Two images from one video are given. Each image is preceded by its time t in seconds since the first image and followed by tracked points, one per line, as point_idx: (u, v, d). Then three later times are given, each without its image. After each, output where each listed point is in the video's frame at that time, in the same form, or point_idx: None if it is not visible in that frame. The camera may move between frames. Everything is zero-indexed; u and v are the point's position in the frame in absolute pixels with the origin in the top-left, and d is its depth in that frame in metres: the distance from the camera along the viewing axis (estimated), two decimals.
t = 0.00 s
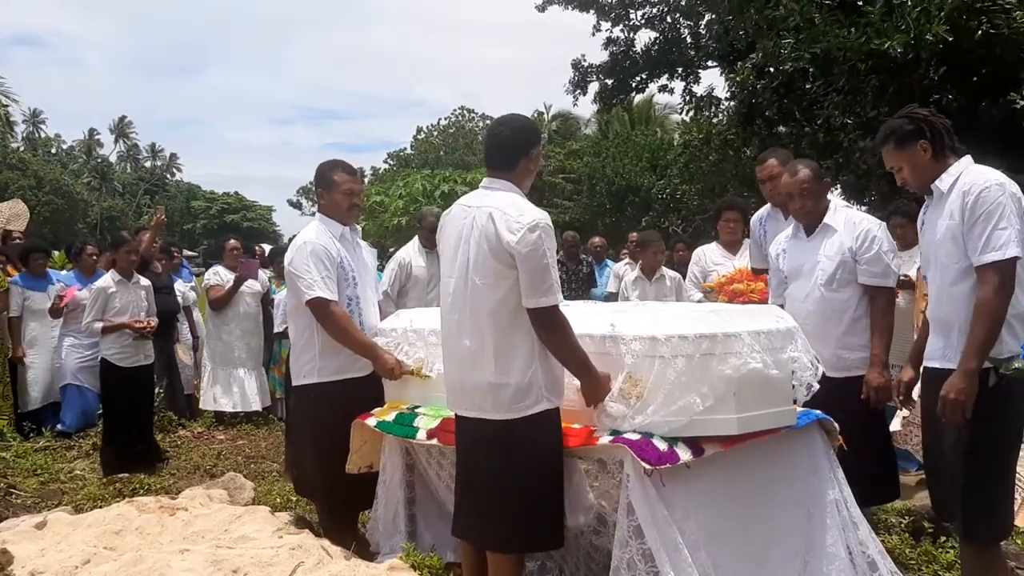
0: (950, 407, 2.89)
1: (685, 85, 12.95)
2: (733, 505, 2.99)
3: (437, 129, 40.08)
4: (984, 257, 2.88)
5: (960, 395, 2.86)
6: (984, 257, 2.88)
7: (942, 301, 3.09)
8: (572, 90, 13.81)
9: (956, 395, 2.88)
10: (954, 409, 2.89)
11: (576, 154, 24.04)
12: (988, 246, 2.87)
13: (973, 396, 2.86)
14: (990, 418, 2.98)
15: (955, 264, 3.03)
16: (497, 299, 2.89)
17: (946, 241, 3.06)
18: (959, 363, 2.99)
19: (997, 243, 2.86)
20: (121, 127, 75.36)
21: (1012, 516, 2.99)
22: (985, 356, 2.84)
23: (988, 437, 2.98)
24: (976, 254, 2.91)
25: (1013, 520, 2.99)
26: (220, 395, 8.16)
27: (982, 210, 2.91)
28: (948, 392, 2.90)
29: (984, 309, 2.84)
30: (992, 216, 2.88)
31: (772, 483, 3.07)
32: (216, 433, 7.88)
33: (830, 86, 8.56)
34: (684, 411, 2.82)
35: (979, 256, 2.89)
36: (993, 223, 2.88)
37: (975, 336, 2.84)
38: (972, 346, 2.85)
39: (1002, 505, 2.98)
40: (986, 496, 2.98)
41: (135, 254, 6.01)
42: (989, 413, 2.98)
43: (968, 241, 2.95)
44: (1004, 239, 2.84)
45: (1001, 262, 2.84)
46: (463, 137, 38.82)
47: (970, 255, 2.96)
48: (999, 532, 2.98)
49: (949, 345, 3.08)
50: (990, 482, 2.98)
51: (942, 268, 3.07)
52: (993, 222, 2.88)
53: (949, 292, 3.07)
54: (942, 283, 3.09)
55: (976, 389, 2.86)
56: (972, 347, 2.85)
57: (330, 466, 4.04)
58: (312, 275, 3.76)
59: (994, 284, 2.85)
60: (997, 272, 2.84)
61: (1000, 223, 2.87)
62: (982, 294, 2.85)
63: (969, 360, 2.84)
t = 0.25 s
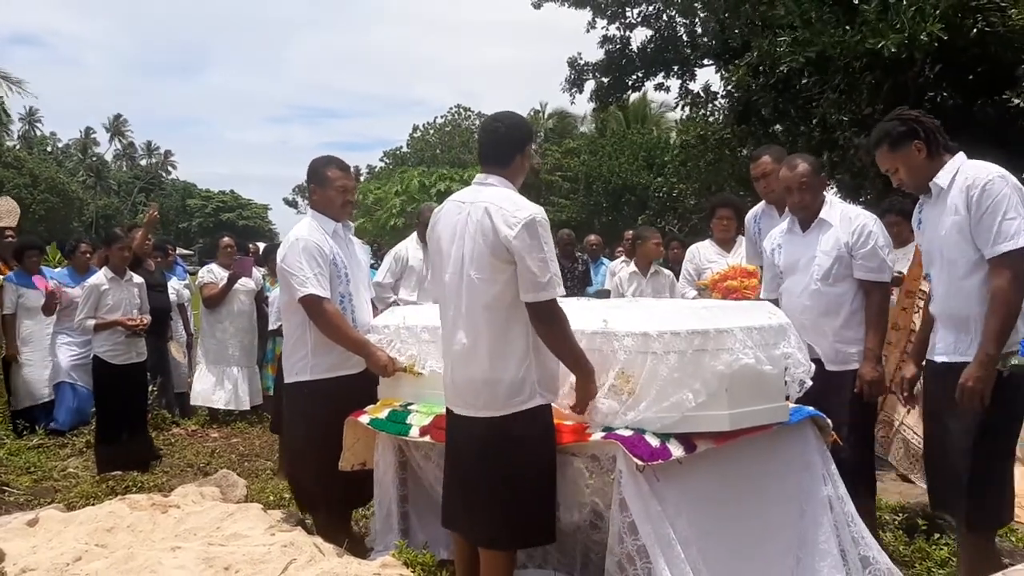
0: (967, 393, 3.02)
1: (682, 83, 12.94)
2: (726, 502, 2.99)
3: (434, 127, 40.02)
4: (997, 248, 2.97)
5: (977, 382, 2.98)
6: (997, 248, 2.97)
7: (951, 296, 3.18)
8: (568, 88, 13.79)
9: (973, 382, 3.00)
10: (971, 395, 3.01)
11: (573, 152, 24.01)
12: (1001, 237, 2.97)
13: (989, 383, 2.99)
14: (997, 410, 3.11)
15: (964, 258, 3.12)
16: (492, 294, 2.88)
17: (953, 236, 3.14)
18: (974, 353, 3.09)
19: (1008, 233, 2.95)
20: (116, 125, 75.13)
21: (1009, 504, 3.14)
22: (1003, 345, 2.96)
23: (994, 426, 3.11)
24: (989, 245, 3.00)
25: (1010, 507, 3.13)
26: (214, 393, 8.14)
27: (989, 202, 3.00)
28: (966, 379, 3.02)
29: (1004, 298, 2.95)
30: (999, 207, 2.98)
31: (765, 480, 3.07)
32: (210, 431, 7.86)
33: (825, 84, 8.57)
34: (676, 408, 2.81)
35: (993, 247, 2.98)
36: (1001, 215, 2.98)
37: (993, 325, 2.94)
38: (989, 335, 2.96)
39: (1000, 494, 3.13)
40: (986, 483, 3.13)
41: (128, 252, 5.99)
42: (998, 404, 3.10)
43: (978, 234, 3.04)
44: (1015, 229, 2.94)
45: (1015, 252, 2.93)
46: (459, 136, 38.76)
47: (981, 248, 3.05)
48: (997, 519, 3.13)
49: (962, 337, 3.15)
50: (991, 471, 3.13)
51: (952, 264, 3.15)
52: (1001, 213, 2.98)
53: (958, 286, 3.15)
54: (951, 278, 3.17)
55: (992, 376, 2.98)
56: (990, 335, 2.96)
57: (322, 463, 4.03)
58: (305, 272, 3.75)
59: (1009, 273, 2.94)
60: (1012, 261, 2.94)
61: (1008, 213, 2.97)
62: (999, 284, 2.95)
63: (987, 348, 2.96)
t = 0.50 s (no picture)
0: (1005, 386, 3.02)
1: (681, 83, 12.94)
2: (725, 502, 2.99)
3: (433, 127, 40.01)
4: (1009, 240, 2.99)
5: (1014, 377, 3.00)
6: (1009, 240, 2.99)
7: (965, 296, 3.16)
8: (568, 88, 13.79)
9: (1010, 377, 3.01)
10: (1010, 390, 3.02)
11: (573, 152, 24.01)
12: (1010, 229, 2.99)
13: None
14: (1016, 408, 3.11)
15: (974, 256, 3.12)
16: (489, 293, 2.87)
17: (958, 236, 3.15)
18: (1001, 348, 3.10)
19: (1016, 223, 2.98)
20: (115, 125, 75.12)
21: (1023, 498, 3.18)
22: None
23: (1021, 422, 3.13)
24: (1000, 239, 3.01)
25: None
26: (213, 393, 8.14)
27: (989, 197, 3.03)
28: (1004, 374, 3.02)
29: None
30: (1001, 200, 3.01)
31: (764, 480, 3.07)
32: (210, 431, 7.86)
33: (825, 84, 8.57)
34: (676, 408, 2.81)
35: (1005, 239, 3.00)
36: (1004, 207, 3.01)
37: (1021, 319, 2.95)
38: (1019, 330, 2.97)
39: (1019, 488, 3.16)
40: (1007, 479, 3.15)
41: (126, 251, 5.98)
42: None
43: (985, 229, 3.06)
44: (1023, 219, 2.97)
45: None
46: (459, 136, 38.75)
47: (989, 243, 3.06)
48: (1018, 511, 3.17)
49: (981, 334, 3.15)
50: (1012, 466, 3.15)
51: (960, 264, 3.15)
52: (1003, 206, 3.01)
53: (971, 284, 3.14)
54: (963, 277, 3.16)
55: None
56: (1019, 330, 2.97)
57: (320, 463, 4.02)
58: (303, 272, 3.74)
59: None
60: None
61: (1010, 206, 3.00)
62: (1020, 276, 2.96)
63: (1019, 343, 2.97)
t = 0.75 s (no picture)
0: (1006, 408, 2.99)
1: (682, 87, 12.96)
2: (727, 505, 2.99)
3: (434, 131, 40.06)
4: (999, 257, 2.98)
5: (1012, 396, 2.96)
6: (999, 256, 2.98)
7: (970, 308, 3.17)
8: (569, 92, 13.81)
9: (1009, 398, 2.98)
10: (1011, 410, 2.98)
11: (573, 155, 24.03)
12: (1000, 245, 2.98)
13: None
14: None
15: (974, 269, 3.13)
16: (490, 296, 2.88)
17: (957, 250, 3.16)
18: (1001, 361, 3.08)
19: (1006, 238, 2.96)
20: (117, 127, 75.21)
21: None
22: None
23: None
24: (992, 254, 3.00)
25: None
26: (214, 395, 8.15)
27: (981, 213, 3.03)
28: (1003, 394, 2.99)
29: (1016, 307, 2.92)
30: (991, 216, 3.00)
31: (765, 484, 3.08)
32: (211, 434, 7.87)
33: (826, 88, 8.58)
34: (677, 413, 2.81)
35: (996, 256, 2.99)
36: (994, 223, 3.00)
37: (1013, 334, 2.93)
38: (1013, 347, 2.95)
39: None
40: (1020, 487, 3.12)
41: (128, 255, 6.00)
42: None
43: (979, 245, 3.05)
44: (1013, 234, 2.95)
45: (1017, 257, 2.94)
46: (459, 139, 38.79)
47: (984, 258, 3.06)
48: None
49: (989, 344, 3.16)
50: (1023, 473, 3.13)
51: (958, 278, 3.17)
52: (994, 222, 3.00)
53: (975, 296, 3.15)
54: (964, 290, 3.17)
55: None
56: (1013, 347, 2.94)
57: (322, 466, 4.03)
58: (305, 276, 3.75)
59: (1016, 279, 2.94)
60: (1016, 267, 2.94)
61: (1000, 220, 2.99)
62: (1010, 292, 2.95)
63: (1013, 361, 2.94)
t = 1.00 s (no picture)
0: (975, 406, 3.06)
1: (682, 86, 12.94)
2: (728, 503, 2.99)
3: (435, 130, 40.04)
4: (1002, 259, 2.98)
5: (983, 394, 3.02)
6: (1003, 259, 2.98)
7: (969, 306, 3.17)
8: (569, 91, 13.80)
9: (980, 395, 3.04)
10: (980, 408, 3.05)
11: (574, 154, 24.02)
12: (1006, 247, 2.97)
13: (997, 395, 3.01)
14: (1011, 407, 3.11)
15: (978, 268, 3.12)
16: (490, 295, 2.88)
17: (964, 247, 3.15)
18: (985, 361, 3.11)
19: (1012, 242, 2.96)
20: (118, 127, 75.24)
21: None
22: (1009, 357, 2.98)
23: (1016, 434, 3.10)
24: (995, 256, 3.00)
25: None
26: (215, 394, 8.15)
27: (993, 212, 3.02)
28: (973, 391, 3.06)
29: (1013, 310, 2.94)
30: (1002, 216, 2.99)
31: (765, 482, 3.07)
32: (211, 433, 7.86)
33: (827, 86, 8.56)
34: (677, 411, 2.81)
35: (1000, 257, 2.99)
36: (1004, 224, 2.99)
37: (1000, 334, 2.97)
38: (997, 347, 2.99)
39: None
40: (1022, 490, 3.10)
41: (128, 254, 6.00)
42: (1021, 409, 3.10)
43: (986, 245, 3.05)
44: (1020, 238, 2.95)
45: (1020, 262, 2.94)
46: (460, 138, 38.76)
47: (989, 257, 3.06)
48: None
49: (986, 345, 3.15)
50: None
51: (963, 274, 3.16)
52: (1004, 223, 2.99)
53: (974, 295, 3.16)
54: (966, 287, 3.17)
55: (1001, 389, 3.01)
56: (995, 346, 2.99)
57: (322, 465, 4.03)
58: (305, 275, 3.75)
59: (1014, 284, 2.95)
60: (1019, 271, 2.94)
61: (1009, 222, 2.98)
62: (1007, 295, 2.96)
63: (992, 361, 3.00)
